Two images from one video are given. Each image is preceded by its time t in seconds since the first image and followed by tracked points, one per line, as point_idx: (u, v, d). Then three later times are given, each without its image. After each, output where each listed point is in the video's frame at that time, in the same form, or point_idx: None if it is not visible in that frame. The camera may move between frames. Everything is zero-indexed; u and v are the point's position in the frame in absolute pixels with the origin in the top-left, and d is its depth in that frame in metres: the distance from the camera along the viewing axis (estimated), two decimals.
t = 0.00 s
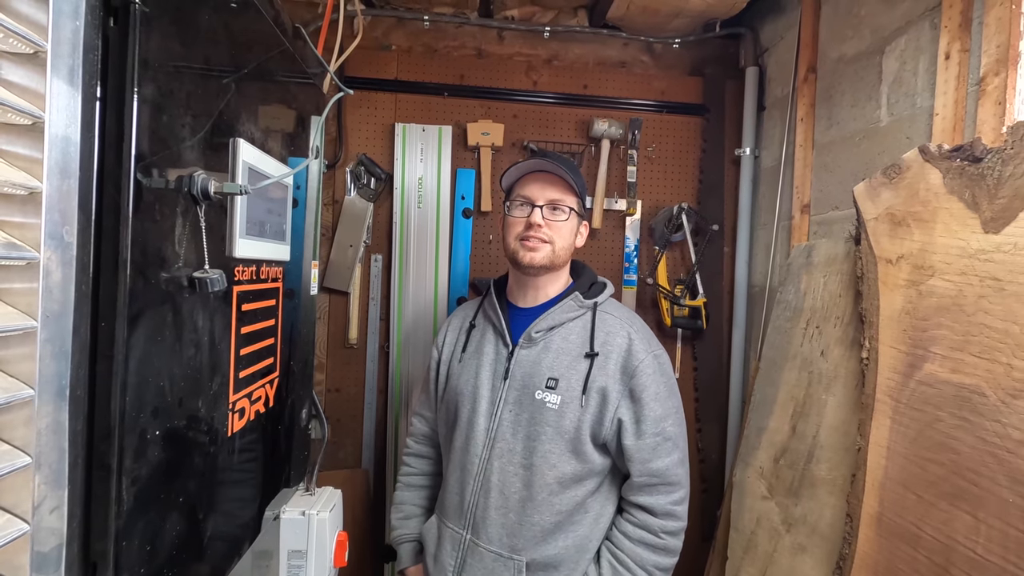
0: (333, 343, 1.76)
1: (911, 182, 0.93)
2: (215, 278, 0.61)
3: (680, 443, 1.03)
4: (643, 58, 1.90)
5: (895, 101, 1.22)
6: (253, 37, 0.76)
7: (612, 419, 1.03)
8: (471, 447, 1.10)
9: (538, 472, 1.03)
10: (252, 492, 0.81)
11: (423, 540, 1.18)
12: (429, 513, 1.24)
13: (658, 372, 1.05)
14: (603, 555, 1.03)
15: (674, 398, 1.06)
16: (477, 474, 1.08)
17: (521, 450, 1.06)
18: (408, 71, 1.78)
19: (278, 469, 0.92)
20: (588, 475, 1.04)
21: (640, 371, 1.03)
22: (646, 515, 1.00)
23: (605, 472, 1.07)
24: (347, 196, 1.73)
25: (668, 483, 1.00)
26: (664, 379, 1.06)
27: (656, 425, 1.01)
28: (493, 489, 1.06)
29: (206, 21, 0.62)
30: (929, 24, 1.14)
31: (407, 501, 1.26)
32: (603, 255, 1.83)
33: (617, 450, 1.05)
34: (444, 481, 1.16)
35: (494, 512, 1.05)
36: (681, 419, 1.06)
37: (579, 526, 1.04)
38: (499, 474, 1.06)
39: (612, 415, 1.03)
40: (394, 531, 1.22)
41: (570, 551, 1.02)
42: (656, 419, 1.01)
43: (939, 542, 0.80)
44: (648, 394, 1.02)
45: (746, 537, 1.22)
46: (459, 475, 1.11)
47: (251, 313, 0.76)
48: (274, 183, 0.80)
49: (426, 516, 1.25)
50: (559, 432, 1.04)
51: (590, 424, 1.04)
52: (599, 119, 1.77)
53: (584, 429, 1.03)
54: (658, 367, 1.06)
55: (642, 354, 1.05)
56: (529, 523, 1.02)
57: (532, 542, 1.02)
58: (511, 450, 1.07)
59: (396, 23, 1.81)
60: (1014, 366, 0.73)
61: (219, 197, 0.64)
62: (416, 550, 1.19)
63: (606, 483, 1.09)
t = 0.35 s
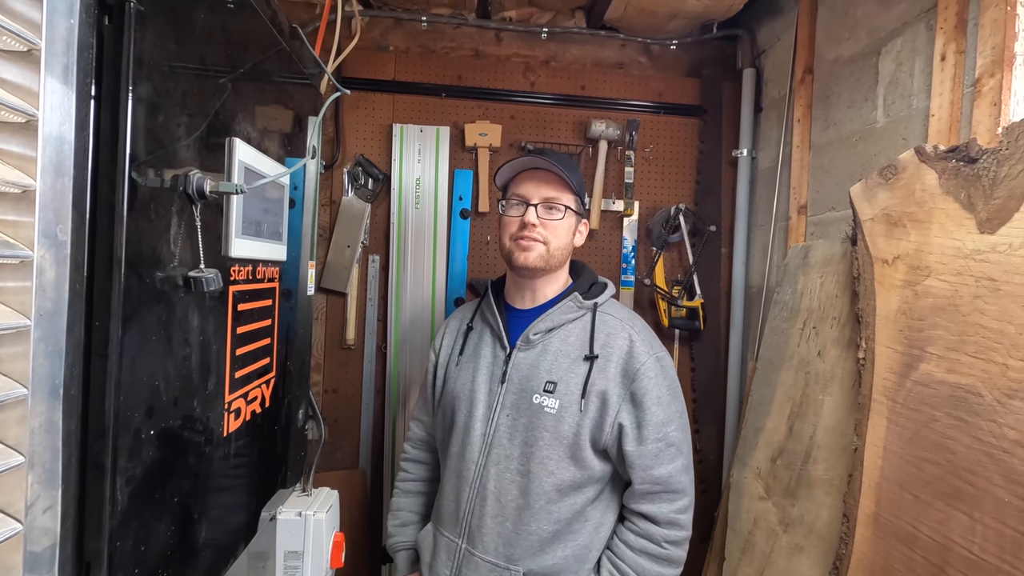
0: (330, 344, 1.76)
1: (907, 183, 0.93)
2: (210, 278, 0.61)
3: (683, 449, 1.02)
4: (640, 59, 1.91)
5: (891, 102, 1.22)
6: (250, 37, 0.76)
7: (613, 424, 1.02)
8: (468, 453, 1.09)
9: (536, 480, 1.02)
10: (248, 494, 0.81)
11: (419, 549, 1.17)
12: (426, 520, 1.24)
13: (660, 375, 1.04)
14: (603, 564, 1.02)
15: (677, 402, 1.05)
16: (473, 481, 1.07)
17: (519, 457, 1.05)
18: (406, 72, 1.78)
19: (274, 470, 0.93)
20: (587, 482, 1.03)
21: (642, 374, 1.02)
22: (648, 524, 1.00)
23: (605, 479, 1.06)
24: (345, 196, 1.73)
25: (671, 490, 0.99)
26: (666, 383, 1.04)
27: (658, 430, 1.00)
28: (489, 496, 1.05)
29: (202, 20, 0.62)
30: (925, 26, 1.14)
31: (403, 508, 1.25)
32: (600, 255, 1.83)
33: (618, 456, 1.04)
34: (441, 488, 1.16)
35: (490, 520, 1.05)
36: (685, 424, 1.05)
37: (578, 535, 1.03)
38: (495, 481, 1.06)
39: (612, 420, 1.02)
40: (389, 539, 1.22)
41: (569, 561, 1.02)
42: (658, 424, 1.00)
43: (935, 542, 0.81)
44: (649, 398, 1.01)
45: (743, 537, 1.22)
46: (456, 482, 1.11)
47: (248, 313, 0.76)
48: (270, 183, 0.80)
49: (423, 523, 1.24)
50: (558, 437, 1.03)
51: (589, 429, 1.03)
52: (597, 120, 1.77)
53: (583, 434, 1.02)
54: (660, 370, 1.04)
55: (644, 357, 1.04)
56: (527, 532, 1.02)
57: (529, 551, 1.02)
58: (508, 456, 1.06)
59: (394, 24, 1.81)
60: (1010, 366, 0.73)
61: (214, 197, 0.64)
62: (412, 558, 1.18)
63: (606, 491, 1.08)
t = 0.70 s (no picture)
0: (329, 344, 1.76)
1: (906, 184, 0.94)
2: (212, 277, 0.61)
3: (692, 456, 1.00)
4: (639, 61, 1.91)
5: (889, 103, 1.23)
6: (251, 38, 0.76)
7: (618, 430, 1.00)
8: (468, 460, 1.09)
9: (537, 488, 1.01)
10: (248, 495, 0.81)
11: (417, 560, 1.17)
12: (423, 531, 1.24)
13: (668, 379, 1.02)
14: None
15: (686, 407, 1.03)
16: (474, 488, 1.07)
17: (520, 464, 1.05)
18: (406, 73, 1.78)
19: (275, 469, 0.93)
20: (591, 492, 1.02)
21: (648, 377, 1.01)
22: (656, 536, 0.98)
23: (610, 488, 1.05)
24: (344, 197, 1.73)
25: (680, 500, 0.98)
26: (674, 388, 1.03)
27: (666, 437, 0.98)
28: (489, 506, 1.05)
29: (205, 21, 0.63)
30: (923, 27, 1.15)
31: (402, 518, 1.25)
32: (599, 256, 1.83)
33: (624, 463, 1.02)
34: (439, 497, 1.15)
35: (490, 530, 1.04)
36: (694, 430, 1.04)
37: (582, 547, 1.02)
38: (495, 490, 1.05)
39: (618, 426, 1.00)
40: (386, 550, 1.22)
41: None
42: (666, 430, 0.99)
43: (933, 541, 0.81)
44: (657, 403, 0.99)
45: (743, 537, 1.22)
46: (456, 490, 1.10)
47: (249, 312, 0.76)
48: (271, 183, 0.81)
49: (420, 535, 1.24)
50: (561, 444, 1.02)
51: (594, 435, 1.02)
52: (596, 120, 1.77)
53: (587, 440, 1.01)
54: (667, 373, 1.03)
55: (650, 359, 1.03)
56: (528, 544, 1.00)
57: (530, 564, 1.00)
58: (508, 463, 1.06)
59: (393, 25, 1.81)
60: (1007, 366, 0.74)
61: (217, 197, 0.65)
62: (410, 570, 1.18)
63: (611, 502, 1.07)
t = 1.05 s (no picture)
0: (328, 345, 1.76)
1: (902, 185, 0.94)
2: (213, 277, 0.61)
3: (702, 466, 0.99)
4: (638, 62, 1.92)
5: (887, 104, 1.23)
6: (251, 39, 0.77)
7: (624, 439, 1.00)
8: (466, 470, 1.09)
9: (539, 501, 1.01)
10: (247, 496, 0.81)
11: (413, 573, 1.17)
12: (419, 545, 1.24)
13: (676, 386, 1.01)
14: None
15: (695, 414, 1.02)
16: (473, 500, 1.07)
17: (520, 476, 1.04)
18: (405, 73, 1.79)
19: (274, 469, 0.93)
20: (595, 505, 1.02)
21: (655, 384, 1.00)
22: (665, 552, 0.97)
23: (614, 501, 1.04)
24: (344, 197, 1.73)
25: (689, 514, 0.97)
26: (683, 394, 1.02)
27: (675, 446, 0.97)
28: (488, 520, 1.04)
29: (205, 23, 0.63)
30: (920, 29, 1.15)
31: (399, 530, 1.25)
32: (597, 256, 1.83)
33: (630, 474, 1.02)
34: (436, 510, 1.15)
35: (489, 545, 1.03)
36: (703, 438, 1.03)
37: (586, 563, 1.02)
38: (494, 503, 1.05)
39: (623, 434, 1.00)
40: (383, 564, 1.22)
41: None
42: (674, 439, 0.98)
43: (929, 540, 0.82)
44: (664, 411, 0.98)
45: (741, 536, 1.22)
46: (454, 502, 1.10)
47: (248, 312, 0.77)
48: (271, 183, 0.81)
49: (416, 548, 1.25)
50: (563, 453, 1.02)
51: (598, 444, 1.01)
52: (595, 121, 1.78)
53: (591, 450, 1.00)
54: (674, 379, 1.02)
55: (657, 364, 1.02)
56: (529, 559, 1.00)
57: None
58: (508, 474, 1.05)
59: (393, 25, 1.82)
60: (1002, 365, 0.74)
61: (217, 197, 0.65)
62: None
63: (614, 515, 1.06)
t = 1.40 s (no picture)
0: (328, 344, 1.76)
1: (900, 183, 0.95)
2: (215, 274, 0.61)
3: (709, 477, 0.98)
4: (637, 61, 1.92)
5: (885, 104, 1.24)
6: (253, 37, 0.77)
7: (626, 447, 0.99)
8: (464, 477, 1.09)
9: (537, 510, 1.00)
10: (247, 494, 0.81)
11: None
12: (416, 551, 1.24)
13: (682, 392, 1.00)
14: None
15: (702, 422, 1.01)
16: (470, 508, 1.07)
17: (518, 484, 1.04)
18: (404, 73, 1.79)
19: (275, 467, 0.93)
20: (595, 516, 1.01)
21: (660, 390, 0.98)
22: (669, 565, 0.96)
23: (614, 511, 1.03)
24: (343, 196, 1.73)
25: (696, 527, 0.96)
26: (689, 401, 1.00)
27: (680, 455, 0.96)
28: (484, 529, 1.04)
29: (207, 21, 0.63)
30: (918, 29, 1.16)
31: (397, 536, 1.25)
32: (597, 256, 1.83)
33: (633, 483, 1.01)
34: (433, 517, 1.16)
35: (486, 556, 1.03)
36: (711, 446, 1.02)
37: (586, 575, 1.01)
38: (492, 511, 1.05)
39: (626, 442, 0.99)
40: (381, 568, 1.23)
41: None
42: (679, 448, 0.96)
43: (927, 536, 0.82)
44: (669, 418, 0.97)
45: (740, 534, 1.23)
46: (452, 509, 1.10)
47: (249, 309, 0.77)
48: (271, 181, 0.81)
49: (413, 556, 1.24)
50: (562, 461, 1.01)
51: (599, 452, 1.00)
52: (594, 121, 1.78)
53: (591, 458, 1.00)
54: (680, 384, 1.01)
55: (662, 368, 1.01)
56: (526, 570, 0.99)
57: None
58: (506, 481, 1.05)
59: (392, 25, 1.82)
60: (1000, 362, 0.75)
61: (219, 194, 0.65)
62: None
63: (615, 527, 1.06)
